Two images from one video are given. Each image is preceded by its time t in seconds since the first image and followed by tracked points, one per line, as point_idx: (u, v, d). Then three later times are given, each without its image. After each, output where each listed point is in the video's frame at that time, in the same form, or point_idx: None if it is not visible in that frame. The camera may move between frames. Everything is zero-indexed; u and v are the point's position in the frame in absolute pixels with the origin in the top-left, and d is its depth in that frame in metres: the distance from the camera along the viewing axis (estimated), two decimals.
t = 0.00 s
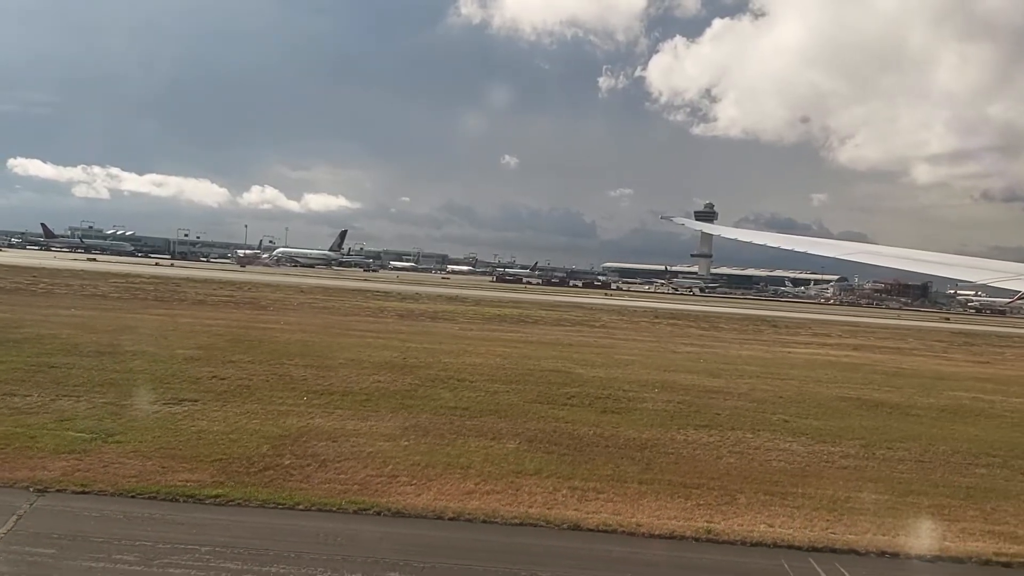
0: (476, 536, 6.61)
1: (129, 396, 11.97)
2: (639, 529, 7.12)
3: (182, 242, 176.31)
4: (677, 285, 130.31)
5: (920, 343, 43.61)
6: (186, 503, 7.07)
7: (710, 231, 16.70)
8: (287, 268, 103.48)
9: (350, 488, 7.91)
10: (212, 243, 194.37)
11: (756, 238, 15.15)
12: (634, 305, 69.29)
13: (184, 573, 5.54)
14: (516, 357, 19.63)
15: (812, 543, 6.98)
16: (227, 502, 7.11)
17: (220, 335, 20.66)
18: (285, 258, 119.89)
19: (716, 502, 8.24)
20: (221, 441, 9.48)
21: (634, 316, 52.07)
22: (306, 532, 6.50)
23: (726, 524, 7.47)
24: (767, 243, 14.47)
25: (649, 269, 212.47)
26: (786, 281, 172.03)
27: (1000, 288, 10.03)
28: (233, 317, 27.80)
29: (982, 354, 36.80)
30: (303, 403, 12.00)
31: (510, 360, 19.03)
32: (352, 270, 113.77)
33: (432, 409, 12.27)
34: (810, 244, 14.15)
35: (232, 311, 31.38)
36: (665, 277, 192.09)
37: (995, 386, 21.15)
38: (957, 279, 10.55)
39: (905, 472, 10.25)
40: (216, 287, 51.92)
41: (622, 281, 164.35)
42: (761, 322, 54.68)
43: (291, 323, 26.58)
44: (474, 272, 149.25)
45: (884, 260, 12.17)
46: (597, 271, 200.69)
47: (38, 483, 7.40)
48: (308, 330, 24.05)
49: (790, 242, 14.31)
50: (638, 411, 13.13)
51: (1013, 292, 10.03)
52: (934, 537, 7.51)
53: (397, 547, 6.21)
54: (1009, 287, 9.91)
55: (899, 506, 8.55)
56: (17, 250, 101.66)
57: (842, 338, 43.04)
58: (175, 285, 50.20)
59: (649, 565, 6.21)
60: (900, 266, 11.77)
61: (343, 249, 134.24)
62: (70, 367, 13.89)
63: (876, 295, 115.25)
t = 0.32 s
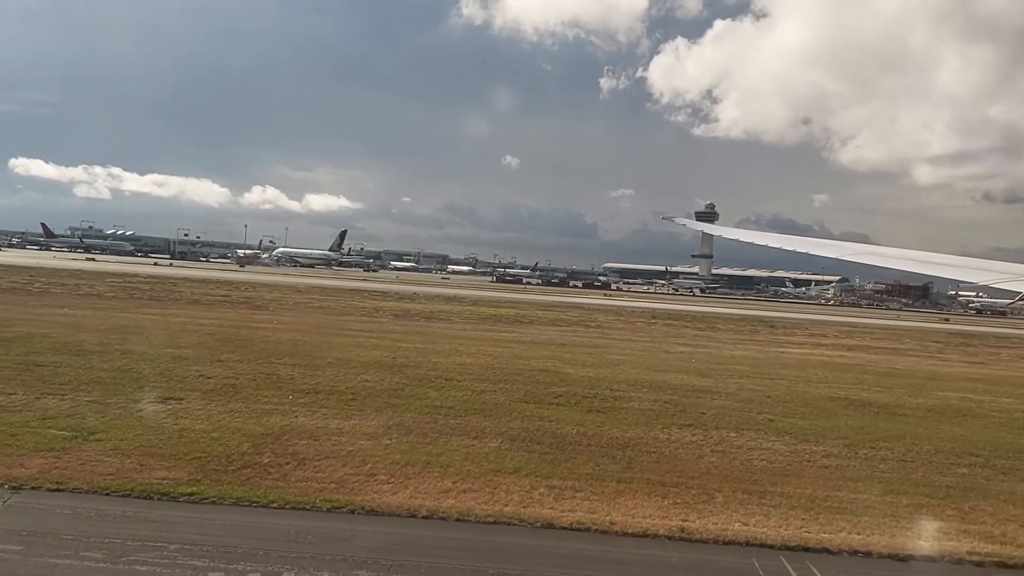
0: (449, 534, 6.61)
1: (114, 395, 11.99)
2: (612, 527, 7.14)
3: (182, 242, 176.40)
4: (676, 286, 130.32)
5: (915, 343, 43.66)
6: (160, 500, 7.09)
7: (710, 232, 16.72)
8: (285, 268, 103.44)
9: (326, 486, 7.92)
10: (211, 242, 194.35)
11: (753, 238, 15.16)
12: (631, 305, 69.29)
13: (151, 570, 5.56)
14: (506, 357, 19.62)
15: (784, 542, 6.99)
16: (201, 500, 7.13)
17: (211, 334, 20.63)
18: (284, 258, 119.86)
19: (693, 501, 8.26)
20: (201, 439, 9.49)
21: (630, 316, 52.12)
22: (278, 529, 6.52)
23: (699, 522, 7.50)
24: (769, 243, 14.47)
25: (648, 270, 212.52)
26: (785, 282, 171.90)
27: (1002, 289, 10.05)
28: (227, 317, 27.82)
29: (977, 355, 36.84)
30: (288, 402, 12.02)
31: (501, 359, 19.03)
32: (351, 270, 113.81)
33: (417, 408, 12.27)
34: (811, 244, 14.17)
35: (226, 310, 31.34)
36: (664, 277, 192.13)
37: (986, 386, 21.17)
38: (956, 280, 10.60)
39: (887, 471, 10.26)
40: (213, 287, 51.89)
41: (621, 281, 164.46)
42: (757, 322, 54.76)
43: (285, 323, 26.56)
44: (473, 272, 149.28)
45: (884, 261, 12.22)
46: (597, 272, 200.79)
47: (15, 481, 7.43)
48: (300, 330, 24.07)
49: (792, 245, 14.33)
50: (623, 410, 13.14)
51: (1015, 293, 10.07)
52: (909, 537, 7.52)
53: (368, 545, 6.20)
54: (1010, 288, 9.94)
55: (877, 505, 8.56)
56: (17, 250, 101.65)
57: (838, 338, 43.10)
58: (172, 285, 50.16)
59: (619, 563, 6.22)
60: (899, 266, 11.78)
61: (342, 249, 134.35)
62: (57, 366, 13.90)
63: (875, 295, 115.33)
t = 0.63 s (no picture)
0: (424, 532, 6.59)
1: (100, 394, 11.99)
2: (588, 526, 7.14)
3: (182, 242, 176.53)
4: (675, 287, 130.47)
5: (912, 344, 43.78)
6: (136, 498, 7.10)
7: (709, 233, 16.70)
8: (284, 268, 103.55)
9: (305, 484, 7.92)
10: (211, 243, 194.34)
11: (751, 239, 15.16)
12: (630, 305, 69.28)
13: (121, 567, 5.57)
14: (498, 357, 19.61)
15: (760, 540, 7.00)
16: (177, 499, 7.14)
17: (203, 334, 20.65)
18: (284, 258, 119.86)
19: (673, 500, 8.27)
20: (184, 438, 9.50)
21: (628, 316, 52.19)
22: (254, 526, 6.50)
23: (677, 521, 7.51)
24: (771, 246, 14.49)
25: (648, 270, 212.64)
26: (784, 283, 171.99)
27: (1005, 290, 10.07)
28: (222, 317, 27.86)
29: (972, 356, 36.93)
30: (275, 401, 12.04)
31: (493, 359, 19.03)
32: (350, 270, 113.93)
33: (405, 407, 12.24)
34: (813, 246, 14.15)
35: (221, 310, 31.33)
36: (664, 278, 192.20)
37: (978, 386, 21.17)
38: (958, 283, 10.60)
39: (871, 470, 10.27)
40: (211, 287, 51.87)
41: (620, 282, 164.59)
42: (754, 322, 54.87)
43: (279, 322, 26.56)
44: (473, 272, 149.28)
45: (885, 262, 12.20)
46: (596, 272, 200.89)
47: None
48: (294, 330, 24.11)
49: (793, 247, 14.31)
50: (611, 410, 13.15)
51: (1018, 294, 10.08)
52: (887, 535, 7.52)
53: (342, 543, 6.18)
54: (1012, 290, 9.96)
55: (857, 504, 8.56)
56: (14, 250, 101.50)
57: (835, 339, 43.17)
58: (169, 285, 50.16)
59: (592, 561, 6.22)
60: (901, 267, 11.79)
61: (342, 249, 134.49)
62: (46, 365, 13.92)
63: (874, 296, 115.39)
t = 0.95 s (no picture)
0: (395, 529, 6.59)
1: (84, 391, 11.99)
2: (561, 523, 7.15)
3: (180, 241, 176.55)
4: (673, 287, 130.57)
5: (906, 344, 43.86)
6: (110, 495, 7.11)
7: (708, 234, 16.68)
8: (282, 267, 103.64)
9: (281, 482, 7.93)
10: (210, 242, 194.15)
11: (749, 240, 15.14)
12: (627, 306, 69.26)
13: (88, 562, 5.58)
14: (488, 356, 19.58)
15: (732, 539, 7.01)
16: (151, 496, 7.15)
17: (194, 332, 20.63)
18: (282, 258, 119.86)
19: (649, 499, 8.28)
20: (164, 436, 9.51)
21: (623, 316, 52.26)
22: (224, 523, 6.51)
23: (651, 519, 7.52)
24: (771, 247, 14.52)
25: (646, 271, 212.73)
26: (783, 283, 172.05)
27: (1001, 291, 10.08)
28: (215, 315, 27.89)
29: (965, 356, 36.97)
30: (259, 399, 12.06)
31: (483, 359, 19.02)
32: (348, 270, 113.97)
33: (389, 405, 12.21)
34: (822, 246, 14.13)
35: (215, 309, 31.33)
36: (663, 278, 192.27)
37: (969, 387, 21.15)
38: (958, 284, 10.60)
39: (852, 469, 10.28)
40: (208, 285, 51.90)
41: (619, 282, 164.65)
42: (750, 322, 54.97)
43: (271, 321, 26.54)
44: (471, 272, 149.31)
45: (882, 263, 12.22)
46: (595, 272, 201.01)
47: None
48: (285, 328, 24.12)
49: (794, 248, 14.28)
50: (596, 409, 13.17)
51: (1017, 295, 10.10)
52: (861, 534, 7.52)
53: (310, 540, 6.19)
54: (1009, 291, 9.96)
55: (835, 503, 8.58)
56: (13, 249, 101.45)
57: (829, 339, 43.23)
58: (165, 284, 50.18)
59: (562, 558, 6.22)
60: (899, 267, 11.81)
61: (340, 248, 134.57)
62: (32, 362, 13.92)
63: (871, 296, 115.46)
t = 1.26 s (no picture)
0: (372, 527, 6.61)
1: (72, 390, 12.00)
2: (540, 521, 7.17)
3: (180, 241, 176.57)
4: (671, 288, 130.60)
5: (903, 344, 43.95)
6: (90, 493, 7.12)
7: (708, 235, 16.68)
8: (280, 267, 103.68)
9: (262, 480, 7.94)
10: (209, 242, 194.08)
11: (748, 241, 15.13)
12: (625, 306, 69.19)
13: (62, 559, 5.59)
14: (480, 356, 19.59)
15: (710, 537, 7.02)
16: (131, 494, 7.17)
17: (186, 331, 20.66)
18: (281, 258, 119.84)
19: (631, 497, 8.29)
20: (148, 435, 9.52)
21: (620, 316, 52.31)
22: (202, 522, 6.53)
23: (630, 517, 7.54)
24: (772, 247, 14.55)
25: (645, 271, 212.81)
26: (782, 284, 172.19)
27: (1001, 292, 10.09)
28: (210, 314, 27.94)
29: (961, 356, 37.10)
30: (248, 398, 12.07)
31: (475, 358, 19.03)
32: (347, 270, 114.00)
33: (378, 404, 12.23)
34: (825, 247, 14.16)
35: (210, 308, 31.33)
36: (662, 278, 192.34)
37: (961, 387, 21.15)
38: (959, 284, 10.62)
39: (836, 468, 10.30)
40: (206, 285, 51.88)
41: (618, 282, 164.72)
42: (747, 322, 55.03)
43: (266, 321, 26.54)
44: (471, 272, 149.23)
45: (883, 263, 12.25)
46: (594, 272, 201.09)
47: None
48: (279, 327, 24.16)
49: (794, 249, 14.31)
50: (585, 408, 13.20)
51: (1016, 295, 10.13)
52: (840, 532, 7.53)
53: (286, 538, 6.21)
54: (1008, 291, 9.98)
55: (817, 502, 8.58)
56: (13, 249, 101.52)
57: (826, 339, 43.28)
58: (163, 283, 50.16)
59: (538, 556, 6.23)
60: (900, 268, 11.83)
61: (339, 248, 134.62)
62: (23, 361, 13.95)
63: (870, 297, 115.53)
